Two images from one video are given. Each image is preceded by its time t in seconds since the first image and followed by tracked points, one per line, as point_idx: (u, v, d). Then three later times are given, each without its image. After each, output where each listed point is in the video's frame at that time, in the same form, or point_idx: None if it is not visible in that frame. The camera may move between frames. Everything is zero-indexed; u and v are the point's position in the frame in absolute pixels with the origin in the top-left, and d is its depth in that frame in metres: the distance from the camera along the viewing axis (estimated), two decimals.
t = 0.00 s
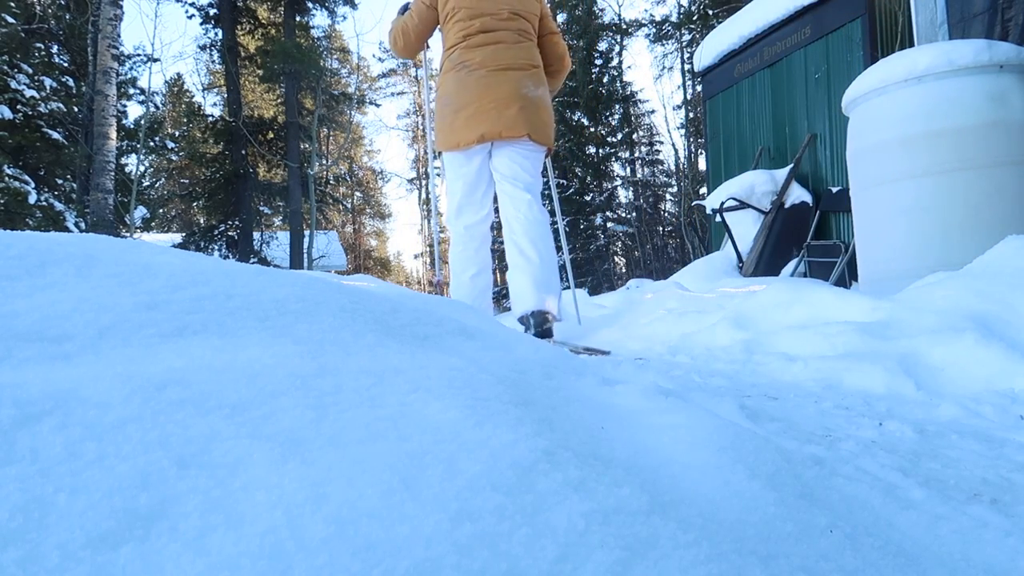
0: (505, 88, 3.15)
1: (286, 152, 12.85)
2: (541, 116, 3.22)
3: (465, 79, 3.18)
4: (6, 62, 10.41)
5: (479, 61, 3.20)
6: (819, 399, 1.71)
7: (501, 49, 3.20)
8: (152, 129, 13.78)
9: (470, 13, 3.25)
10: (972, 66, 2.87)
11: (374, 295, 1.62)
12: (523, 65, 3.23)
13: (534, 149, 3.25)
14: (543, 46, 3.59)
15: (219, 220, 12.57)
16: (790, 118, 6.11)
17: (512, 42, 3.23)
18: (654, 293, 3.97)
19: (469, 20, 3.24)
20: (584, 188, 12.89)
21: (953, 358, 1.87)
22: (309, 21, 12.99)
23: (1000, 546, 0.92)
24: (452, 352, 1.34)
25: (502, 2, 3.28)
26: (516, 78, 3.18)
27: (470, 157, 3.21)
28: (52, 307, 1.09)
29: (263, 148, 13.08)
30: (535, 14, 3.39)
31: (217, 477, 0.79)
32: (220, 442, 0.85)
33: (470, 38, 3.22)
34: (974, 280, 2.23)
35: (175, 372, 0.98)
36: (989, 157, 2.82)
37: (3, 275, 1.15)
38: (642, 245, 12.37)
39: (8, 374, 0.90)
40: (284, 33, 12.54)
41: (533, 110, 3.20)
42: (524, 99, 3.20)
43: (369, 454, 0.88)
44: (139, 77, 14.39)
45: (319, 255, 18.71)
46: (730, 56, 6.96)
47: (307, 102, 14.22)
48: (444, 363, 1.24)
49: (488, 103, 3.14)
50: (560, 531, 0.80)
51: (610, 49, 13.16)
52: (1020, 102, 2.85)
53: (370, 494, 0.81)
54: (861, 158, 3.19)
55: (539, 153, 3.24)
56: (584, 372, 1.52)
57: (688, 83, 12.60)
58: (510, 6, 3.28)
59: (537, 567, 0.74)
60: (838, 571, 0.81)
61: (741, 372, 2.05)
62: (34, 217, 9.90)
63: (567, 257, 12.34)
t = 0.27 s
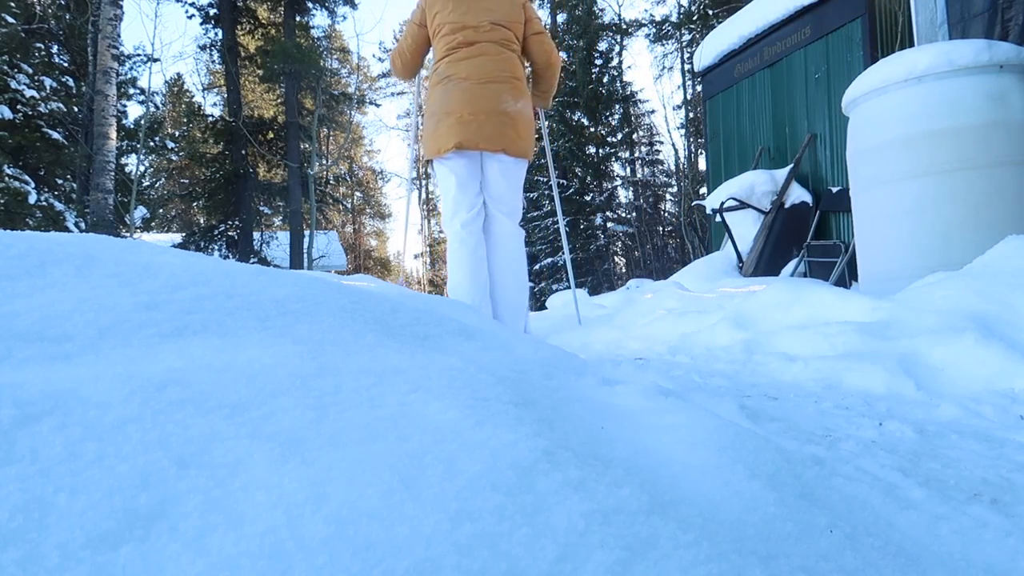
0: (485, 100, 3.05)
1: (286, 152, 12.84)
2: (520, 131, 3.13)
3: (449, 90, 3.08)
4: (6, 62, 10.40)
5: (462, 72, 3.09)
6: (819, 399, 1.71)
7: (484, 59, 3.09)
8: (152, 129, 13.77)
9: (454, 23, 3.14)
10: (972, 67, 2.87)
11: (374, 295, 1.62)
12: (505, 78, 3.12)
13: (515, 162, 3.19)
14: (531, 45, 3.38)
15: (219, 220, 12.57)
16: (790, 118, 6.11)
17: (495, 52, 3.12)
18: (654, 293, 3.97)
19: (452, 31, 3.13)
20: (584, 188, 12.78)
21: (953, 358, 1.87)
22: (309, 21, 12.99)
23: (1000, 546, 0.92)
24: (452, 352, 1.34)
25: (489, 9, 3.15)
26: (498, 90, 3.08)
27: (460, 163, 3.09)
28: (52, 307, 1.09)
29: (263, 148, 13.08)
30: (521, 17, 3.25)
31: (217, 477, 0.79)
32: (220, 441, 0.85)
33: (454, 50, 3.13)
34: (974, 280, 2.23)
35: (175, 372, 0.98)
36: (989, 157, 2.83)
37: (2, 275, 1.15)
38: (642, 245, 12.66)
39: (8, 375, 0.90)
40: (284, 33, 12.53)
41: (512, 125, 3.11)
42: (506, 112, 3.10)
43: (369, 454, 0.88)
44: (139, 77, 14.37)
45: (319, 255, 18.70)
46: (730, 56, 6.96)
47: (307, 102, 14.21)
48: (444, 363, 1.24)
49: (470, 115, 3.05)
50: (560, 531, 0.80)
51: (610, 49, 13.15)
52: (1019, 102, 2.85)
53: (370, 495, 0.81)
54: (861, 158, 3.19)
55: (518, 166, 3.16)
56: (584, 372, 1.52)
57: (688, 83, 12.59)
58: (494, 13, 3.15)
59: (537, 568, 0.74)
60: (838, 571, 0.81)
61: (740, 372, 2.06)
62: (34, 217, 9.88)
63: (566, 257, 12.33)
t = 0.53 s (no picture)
0: (476, 134, 3.36)
1: (285, 152, 12.82)
2: (507, 162, 3.46)
3: (444, 123, 3.39)
4: (6, 62, 10.37)
5: (454, 108, 3.39)
6: (819, 399, 1.71)
7: (475, 95, 3.39)
8: (152, 129, 13.76)
9: (446, 62, 3.44)
10: (972, 66, 2.87)
11: (374, 296, 1.62)
12: (494, 112, 3.43)
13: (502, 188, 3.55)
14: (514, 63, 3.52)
15: (219, 220, 12.57)
16: (790, 118, 6.11)
17: (485, 88, 3.42)
18: (654, 293, 3.98)
19: (445, 69, 3.43)
20: (584, 188, 12.75)
21: (953, 358, 1.87)
22: (309, 21, 12.97)
23: (1000, 546, 0.92)
24: (452, 352, 1.34)
25: (477, 47, 3.43)
26: (489, 125, 3.39)
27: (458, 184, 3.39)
28: (52, 307, 1.09)
29: (263, 148, 13.07)
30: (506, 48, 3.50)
31: (217, 477, 0.79)
32: (220, 442, 0.85)
33: (446, 86, 3.43)
34: (974, 280, 2.23)
35: (174, 372, 0.98)
36: (989, 157, 2.82)
37: (2, 275, 1.15)
38: (642, 245, 12.70)
39: (8, 375, 0.90)
40: (284, 33, 12.51)
41: (500, 156, 3.43)
42: (495, 145, 3.43)
43: (369, 454, 0.88)
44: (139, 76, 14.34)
45: (318, 255, 18.68)
46: (730, 56, 6.96)
47: (307, 102, 14.19)
48: (443, 363, 1.24)
49: (462, 148, 3.36)
50: (560, 531, 0.80)
51: (610, 49, 13.14)
52: (1019, 101, 2.85)
53: (370, 495, 0.81)
54: (861, 158, 3.19)
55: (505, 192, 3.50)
56: (584, 372, 1.52)
57: (688, 82, 12.58)
58: (484, 51, 3.44)
59: (537, 567, 0.74)
60: (839, 571, 0.81)
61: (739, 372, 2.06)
62: (34, 218, 9.86)
63: (566, 257, 12.32)
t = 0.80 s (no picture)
0: (477, 139, 3.40)
1: (285, 152, 12.82)
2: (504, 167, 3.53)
3: (443, 127, 3.40)
4: (6, 62, 10.36)
5: (454, 113, 3.41)
6: (819, 398, 1.71)
7: (476, 102, 3.44)
8: (152, 129, 13.75)
9: (445, 70, 3.46)
10: (972, 66, 2.87)
11: (374, 295, 1.62)
12: (493, 119, 3.50)
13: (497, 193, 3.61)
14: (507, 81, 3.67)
15: (219, 219, 12.57)
16: (790, 117, 6.11)
17: (484, 96, 3.48)
18: (654, 293, 3.97)
19: (445, 78, 3.45)
20: (584, 188, 12.72)
21: (952, 358, 1.87)
22: (309, 21, 12.97)
23: (1000, 545, 0.92)
24: (451, 352, 1.34)
25: (475, 57, 3.50)
26: (489, 130, 3.45)
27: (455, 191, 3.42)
28: (52, 307, 1.09)
29: (263, 148, 13.07)
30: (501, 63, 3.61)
31: (217, 477, 0.79)
32: (220, 441, 0.85)
33: (445, 92, 3.44)
34: (974, 280, 2.23)
35: (174, 372, 0.98)
36: (989, 157, 2.82)
37: (2, 275, 1.15)
38: (642, 245, 12.47)
39: (7, 374, 0.89)
40: (284, 33, 12.51)
41: (498, 161, 3.51)
42: (494, 150, 3.49)
43: (369, 454, 0.88)
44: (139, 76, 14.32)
45: (319, 255, 18.66)
46: (730, 56, 6.96)
47: (307, 102, 14.18)
48: (443, 363, 1.24)
49: (463, 150, 3.38)
50: (560, 530, 0.80)
51: (610, 49, 13.13)
52: (1020, 101, 2.85)
53: (369, 494, 0.81)
54: (861, 157, 3.19)
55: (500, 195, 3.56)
56: (584, 372, 1.52)
57: (688, 82, 12.57)
58: (481, 62, 3.51)
59: (537, 567, 0.74)
60: (838, 570, 0.81)
61: (741, 372, 2.06)
62: (34, 218, 9.84)
63: (565, 257, 12.31)
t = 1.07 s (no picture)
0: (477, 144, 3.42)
1: (285, 153, 12.80)
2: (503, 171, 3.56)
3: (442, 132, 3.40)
4: (6, 62, 10.33)
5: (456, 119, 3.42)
6: (819, 398, 1.71)
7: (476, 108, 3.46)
8: (152, 130, 13.73)
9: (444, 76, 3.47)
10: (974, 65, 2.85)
11: (373, 295, 1.62)
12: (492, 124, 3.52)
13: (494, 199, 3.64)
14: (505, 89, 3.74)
15: (219, 220, 12.56)
16: (790, 118, 6.10)
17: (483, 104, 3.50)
18: (654, 293, 3.97)
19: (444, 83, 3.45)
20: (584, 188, 12.69)
21: (953, 357, 1.86)
22: (309, 21, 12.95)
23: (1001, 545, 0.92)
24: (451, 352, 1.34)
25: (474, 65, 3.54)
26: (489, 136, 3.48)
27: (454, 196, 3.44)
28: (52, 308, 1.08)
29: (263, 148, 13.05)
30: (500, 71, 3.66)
31: (217, 477, 0.79)
32: (220, 442, 0.85)
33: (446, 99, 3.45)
34: (974, 279, 2.23)
35: (174, 372, 0.98)
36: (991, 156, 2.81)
37: (2, 275, 1.15)
38: (642, 245, 12.36)
39: (7, 375, 0.89)
40: (284, 33, 12.49)
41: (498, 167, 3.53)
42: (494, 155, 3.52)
43: (369, 454, 0.88)
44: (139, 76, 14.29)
45: (319, 255, 18.64)
46: (730, 56, 6.96)
47: (307, 102, 14.16)
48: (443, 363, 1.24)
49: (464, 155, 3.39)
50: (560, 531, 0.80)
51: (610, 49, 13.12)
52: None
53: (370, 494, 0.81)
54: (862, 157, 3.19)
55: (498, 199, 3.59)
56: (584, 372, 1.52)
57: (688, 82, 12.55)
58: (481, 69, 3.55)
59: (537, 567, 0.74)
60: (838, 570, 0.81)
61: (740, 372, 2.05)
62: (34, 218, 9.81)
63: (565, 257, 12.29)
